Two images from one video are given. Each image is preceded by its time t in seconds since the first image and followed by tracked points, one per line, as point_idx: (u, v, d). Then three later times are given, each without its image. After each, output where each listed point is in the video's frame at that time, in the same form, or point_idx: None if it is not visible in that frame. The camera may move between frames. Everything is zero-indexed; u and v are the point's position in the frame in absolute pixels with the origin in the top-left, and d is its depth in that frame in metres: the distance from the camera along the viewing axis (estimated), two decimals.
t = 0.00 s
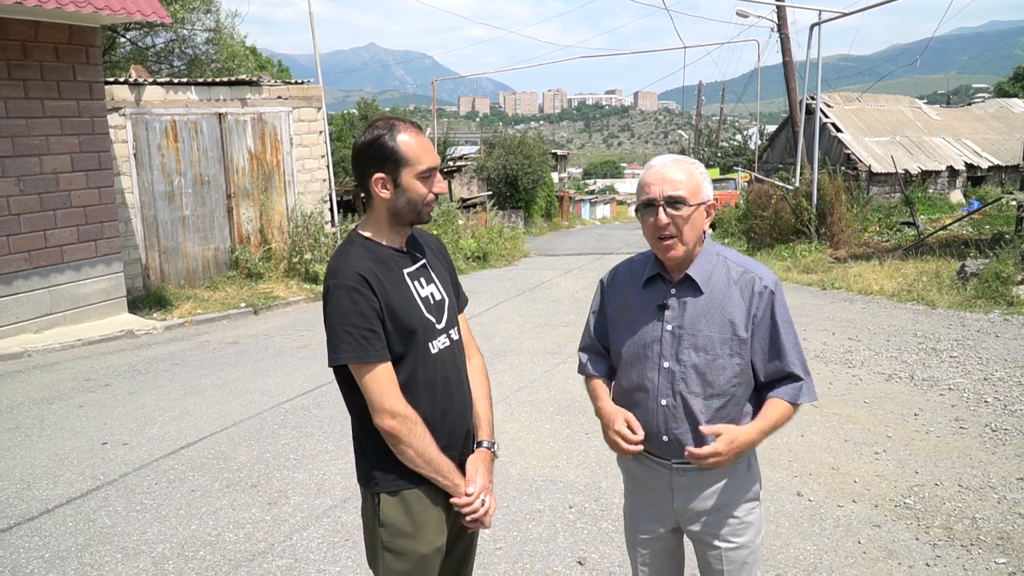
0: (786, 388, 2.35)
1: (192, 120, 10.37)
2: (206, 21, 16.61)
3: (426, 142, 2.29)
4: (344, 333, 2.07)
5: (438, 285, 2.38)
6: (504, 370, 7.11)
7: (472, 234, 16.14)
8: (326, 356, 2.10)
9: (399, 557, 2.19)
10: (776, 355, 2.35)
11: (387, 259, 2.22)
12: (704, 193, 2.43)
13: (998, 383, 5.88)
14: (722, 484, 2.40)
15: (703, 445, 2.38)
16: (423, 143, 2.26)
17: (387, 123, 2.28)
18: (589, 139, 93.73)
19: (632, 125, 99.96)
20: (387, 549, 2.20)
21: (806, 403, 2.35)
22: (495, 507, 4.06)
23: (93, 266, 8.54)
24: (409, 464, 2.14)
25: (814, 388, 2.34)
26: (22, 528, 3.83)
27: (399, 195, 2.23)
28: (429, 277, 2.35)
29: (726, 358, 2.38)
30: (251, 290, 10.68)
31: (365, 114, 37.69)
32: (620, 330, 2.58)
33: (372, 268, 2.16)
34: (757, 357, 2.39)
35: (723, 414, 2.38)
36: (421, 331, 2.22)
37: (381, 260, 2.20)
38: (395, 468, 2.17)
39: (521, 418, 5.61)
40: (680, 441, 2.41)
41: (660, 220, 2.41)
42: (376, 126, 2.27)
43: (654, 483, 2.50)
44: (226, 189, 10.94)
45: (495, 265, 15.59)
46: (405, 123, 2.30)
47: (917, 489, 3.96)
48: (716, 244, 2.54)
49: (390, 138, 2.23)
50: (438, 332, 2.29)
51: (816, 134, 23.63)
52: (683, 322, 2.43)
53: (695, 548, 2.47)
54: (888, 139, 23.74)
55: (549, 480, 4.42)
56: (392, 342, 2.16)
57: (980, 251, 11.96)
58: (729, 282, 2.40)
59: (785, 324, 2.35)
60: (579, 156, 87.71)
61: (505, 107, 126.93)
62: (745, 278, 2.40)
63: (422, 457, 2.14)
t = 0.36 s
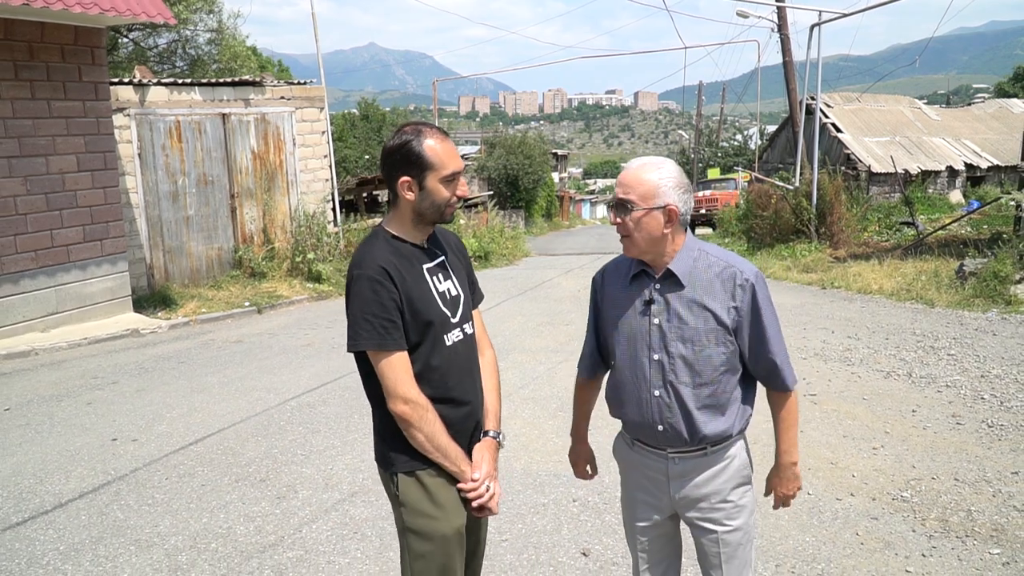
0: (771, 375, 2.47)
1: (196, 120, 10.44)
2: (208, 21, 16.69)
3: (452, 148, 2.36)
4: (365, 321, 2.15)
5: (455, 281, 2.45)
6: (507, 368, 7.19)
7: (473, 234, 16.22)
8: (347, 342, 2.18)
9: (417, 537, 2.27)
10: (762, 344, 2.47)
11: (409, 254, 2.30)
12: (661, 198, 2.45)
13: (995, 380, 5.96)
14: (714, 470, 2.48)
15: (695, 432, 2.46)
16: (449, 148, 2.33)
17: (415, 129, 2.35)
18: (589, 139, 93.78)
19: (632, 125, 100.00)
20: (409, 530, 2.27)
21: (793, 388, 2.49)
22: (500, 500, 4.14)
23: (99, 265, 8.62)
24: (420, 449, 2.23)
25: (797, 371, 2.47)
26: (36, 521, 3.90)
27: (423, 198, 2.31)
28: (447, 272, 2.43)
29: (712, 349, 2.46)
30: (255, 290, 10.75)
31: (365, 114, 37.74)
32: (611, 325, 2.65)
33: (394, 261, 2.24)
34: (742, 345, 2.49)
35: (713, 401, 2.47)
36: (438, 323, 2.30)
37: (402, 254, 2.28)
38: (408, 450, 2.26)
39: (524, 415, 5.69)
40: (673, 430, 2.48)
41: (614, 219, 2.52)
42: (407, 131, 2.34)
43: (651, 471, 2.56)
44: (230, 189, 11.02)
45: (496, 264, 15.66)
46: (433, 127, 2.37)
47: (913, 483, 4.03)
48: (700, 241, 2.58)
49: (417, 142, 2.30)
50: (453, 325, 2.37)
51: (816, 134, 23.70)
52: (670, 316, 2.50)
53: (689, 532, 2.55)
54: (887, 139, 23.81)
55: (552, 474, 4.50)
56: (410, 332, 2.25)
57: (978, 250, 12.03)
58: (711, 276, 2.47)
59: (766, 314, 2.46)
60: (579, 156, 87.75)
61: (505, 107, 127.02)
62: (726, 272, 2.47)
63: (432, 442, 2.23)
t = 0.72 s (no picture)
0: (756, 369, 2.49)
1: (201, 119, 10.52)
2: (211, 21, 16.77)
3: (455, 145, 2.44)
4: (396, 314, 2.22)
5: (460, 272, 2.54)
6: (510, 364, 7.28)
7: (475, 233, 16.30)
8: (376, 336, 2.24)
9: (444, 526, 2.34)
10: (748, 340, 2.49)
11: (423, 248, 2.38)
12: (658, 195, 2.52)
13: (992, 376, 6.05)
14: (706, 454, 2.55)
15: (681, 417, 2.54)
16: (453, 146, 2.41)
17: (421, 127, 2.43)
18: (589, 139, 93.85)
19: (632, 125, 100.07)
20: (434, 518, 2.35)
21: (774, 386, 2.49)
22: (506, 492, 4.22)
23: (105, 263, 8.71)
24: (451, 437, 2.31)
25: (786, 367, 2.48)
26: (52, 512, 3.99)
27: (430, 193, 2.39)
28: (452, 264, 2.52)
29: (699, 339, 2.53)
30: (259, 288, 10.83)
31: (365, 113, 37.81)
32: (613, 313, 2.75)
33: (413, 256, 2.32)
34: (730, 338, 2.52)
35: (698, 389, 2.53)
36: (453, 313, 2.39)
37: (416, 249, 2.36)
38: (438, 438, 2.34)
39: (528, 410, 5.78)
40: (662, 413, 2.57)
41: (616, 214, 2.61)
42: (411, 130, 2.42)
43: (646, 452, 2.66)
44: (234, 187, 11.10)
45: (498, 263, 15.75)
46: (437, 126, 2.44)
47: (910, 474, 4.12)
48: (701, 235, 2.64)
49: (423, 141, 2.37)
50: (465, 316, 2.46)
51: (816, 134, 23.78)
52: (663, 305, 2.58)
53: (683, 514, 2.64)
54: (887, 139, 23.90)
55: (557, 467, 4.59)
56: (431, 323, 2.33)
57: (976, 248, 12.11)
58: (705, 270, 2.54)
59: (756, 310, 2.48)
60: (580, 156, 87.81)
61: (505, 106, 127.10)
62: (720, 266, 2.53)
63: (462, 428, 2.31)
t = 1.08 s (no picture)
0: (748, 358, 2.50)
1: (205, 120, 10.59)
2: (213, 21, 16.82)
3: (451, 145, 2.52)
4: (404, 320, 2.28)
5: (456, 276, 2.61)
6: (513, 363, 7.35)
7: (477, 233, 16.37)
8: (384, 342, 2.29)
9: (447, 532, 2.40)
10: (746, 331, 2.54)
11: (423, 253, 2.45)
12: (681, 194, 2.61)
13: (990, 374, 6.12)
14: (705, 448, 2.61)
15: (682, 408, 2.60)
16: (450, 145, 2.49)
17: (418, 129, 2.49)
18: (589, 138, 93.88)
19: (632, 125, 100.13)
20: (438, 525, 2.40)
21: (766, 372, 2.50)
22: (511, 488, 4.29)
23: (111, 263, 8.78)
24: (459, 442, 2.37)
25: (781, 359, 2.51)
26: (65, 508, 4.05)
27: (433, 193, 2.46)
28: (449, 268, 2.58)
29: (702, 333, 2.60)
30: (262, 287, 10.89)
31: (366, 113, 37.84)
32: (620, 310, 2.82)
33: (416, 261, 2.38)
34: (731, 332, 2.58)
35: (701, 382, 2.58)
36: (455, 318, 2.46)
37: (417, 253, 2.42)
38: (443, 444, 2.40)
39: (531, 408, 5.84)
40: (664, 404, 2.63)
41: (638, 212, 2.66)
42: (407, 133, 2.48)
43: (649, 445, 2.73)
44: (237, 188, 11.16)
45: (499, 263, 15.81)
46: (433, 127, 2.51)
47: (910, 471, 4.19)
48: (707, 235, 2.73)
49: (423, 143, 2.44)
50: (465, 320, 2.53)
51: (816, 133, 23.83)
52: (668, 300, 2.65)
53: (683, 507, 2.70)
54: (887, 139, 23.96)
55: (561, 464, 4.65)
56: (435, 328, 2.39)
57: (975, 248, 12.18)
58: (709, 266, 2.61)
59: (756, 304, 2.54)
60: (580, 155, 87.83)
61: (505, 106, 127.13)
62: (724, 263, 2.60)
63: (469, 432, 2.38)
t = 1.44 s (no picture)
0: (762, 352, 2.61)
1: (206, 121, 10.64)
2: (214, 22, 16.84)
3: (451, 156, 2.57)
4: (399, 328, 2.32)
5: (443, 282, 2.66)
6: (514, 362, 7.39)
7: (477, 233, 16.41)
8: (379, 349, 2.33)
9: (441, 536, 2.46)
10: (752, 326, 2.63)
11: (414, 260, 2.49)
12: (693, 189, 2.73)
13: (987, 372, 6.17)
14: (714, 440, 2.67)
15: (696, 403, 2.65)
16: (450, 156, 2.55)
17: (422, 136, 2.55)
18: (589, 138, 93.89)
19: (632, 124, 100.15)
20: (431, 529, 2.46)
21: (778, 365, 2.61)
22: (512, 485, 4.34)
23: (114, 263, 8.83)
24: (452, 448, 2.43)
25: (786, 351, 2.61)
26: (73, 505, 4.10)
27: (428, 203, 2.52)
28: (436, 274, 2.63)
29: (711, 330, 2.67)
30: (264, 287, 10.94)
31: (365, 113, 37.86)
32: (620, 310, 2.85)
33: (409, 269, 2.42)
34: (737, 328, 2.66)
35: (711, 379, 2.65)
36: (445, 325, 2.51)
37: (409, 260, 2.46)
38: (435, 450, 2.45)
39: (533, 406, 5.89)
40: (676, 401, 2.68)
41: (657, 209, 2.70)
42: (410, 139, 2.52)
43: (659, 441, 2.76)
44: (239, 188, 11.22)
45: (499, 262, 15.86)
46: (435, 136, 2.57)
47: (907, 467, 4.24)
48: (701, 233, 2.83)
49: (424, 152, 2.49)
50: (454, 326, 2.58)
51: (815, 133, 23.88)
52: (674, 299, 2.70)
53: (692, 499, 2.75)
54: (886, 138, 24.01)
55: (562, 461, 4.70)
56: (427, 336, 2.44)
57: (973, 246, 12.24)
58: (712, 264, 2.68)
59: (760, 299, 2.63)
60: (580, 155, 87.84)
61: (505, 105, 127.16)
62: (725, 261, 2.68)
63: (462, 439, 2.43)
